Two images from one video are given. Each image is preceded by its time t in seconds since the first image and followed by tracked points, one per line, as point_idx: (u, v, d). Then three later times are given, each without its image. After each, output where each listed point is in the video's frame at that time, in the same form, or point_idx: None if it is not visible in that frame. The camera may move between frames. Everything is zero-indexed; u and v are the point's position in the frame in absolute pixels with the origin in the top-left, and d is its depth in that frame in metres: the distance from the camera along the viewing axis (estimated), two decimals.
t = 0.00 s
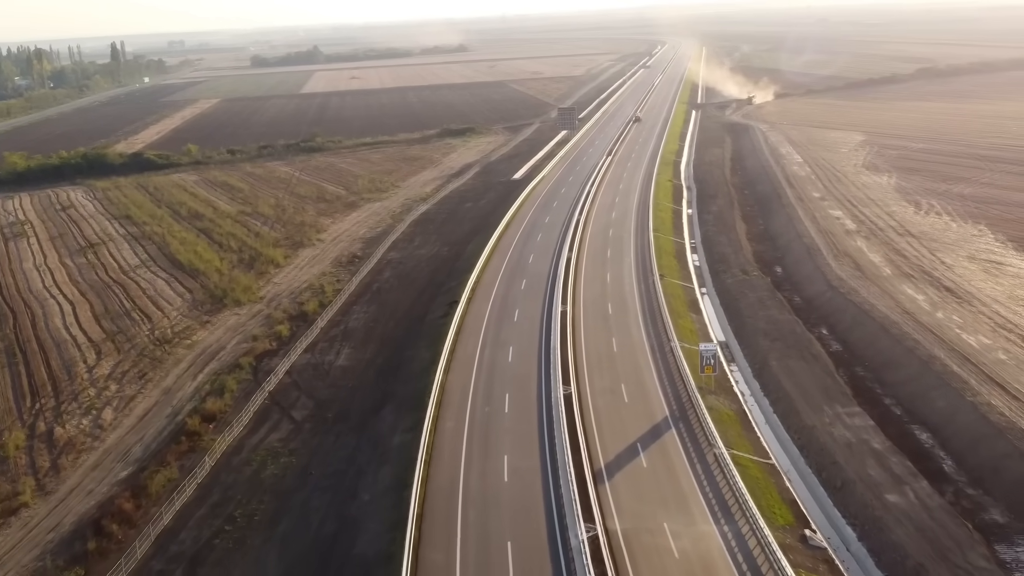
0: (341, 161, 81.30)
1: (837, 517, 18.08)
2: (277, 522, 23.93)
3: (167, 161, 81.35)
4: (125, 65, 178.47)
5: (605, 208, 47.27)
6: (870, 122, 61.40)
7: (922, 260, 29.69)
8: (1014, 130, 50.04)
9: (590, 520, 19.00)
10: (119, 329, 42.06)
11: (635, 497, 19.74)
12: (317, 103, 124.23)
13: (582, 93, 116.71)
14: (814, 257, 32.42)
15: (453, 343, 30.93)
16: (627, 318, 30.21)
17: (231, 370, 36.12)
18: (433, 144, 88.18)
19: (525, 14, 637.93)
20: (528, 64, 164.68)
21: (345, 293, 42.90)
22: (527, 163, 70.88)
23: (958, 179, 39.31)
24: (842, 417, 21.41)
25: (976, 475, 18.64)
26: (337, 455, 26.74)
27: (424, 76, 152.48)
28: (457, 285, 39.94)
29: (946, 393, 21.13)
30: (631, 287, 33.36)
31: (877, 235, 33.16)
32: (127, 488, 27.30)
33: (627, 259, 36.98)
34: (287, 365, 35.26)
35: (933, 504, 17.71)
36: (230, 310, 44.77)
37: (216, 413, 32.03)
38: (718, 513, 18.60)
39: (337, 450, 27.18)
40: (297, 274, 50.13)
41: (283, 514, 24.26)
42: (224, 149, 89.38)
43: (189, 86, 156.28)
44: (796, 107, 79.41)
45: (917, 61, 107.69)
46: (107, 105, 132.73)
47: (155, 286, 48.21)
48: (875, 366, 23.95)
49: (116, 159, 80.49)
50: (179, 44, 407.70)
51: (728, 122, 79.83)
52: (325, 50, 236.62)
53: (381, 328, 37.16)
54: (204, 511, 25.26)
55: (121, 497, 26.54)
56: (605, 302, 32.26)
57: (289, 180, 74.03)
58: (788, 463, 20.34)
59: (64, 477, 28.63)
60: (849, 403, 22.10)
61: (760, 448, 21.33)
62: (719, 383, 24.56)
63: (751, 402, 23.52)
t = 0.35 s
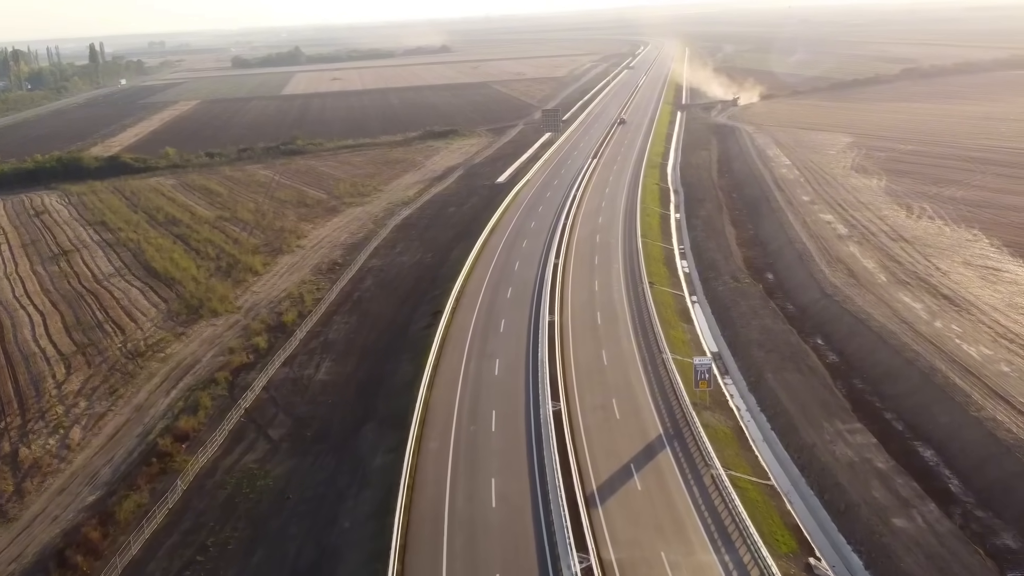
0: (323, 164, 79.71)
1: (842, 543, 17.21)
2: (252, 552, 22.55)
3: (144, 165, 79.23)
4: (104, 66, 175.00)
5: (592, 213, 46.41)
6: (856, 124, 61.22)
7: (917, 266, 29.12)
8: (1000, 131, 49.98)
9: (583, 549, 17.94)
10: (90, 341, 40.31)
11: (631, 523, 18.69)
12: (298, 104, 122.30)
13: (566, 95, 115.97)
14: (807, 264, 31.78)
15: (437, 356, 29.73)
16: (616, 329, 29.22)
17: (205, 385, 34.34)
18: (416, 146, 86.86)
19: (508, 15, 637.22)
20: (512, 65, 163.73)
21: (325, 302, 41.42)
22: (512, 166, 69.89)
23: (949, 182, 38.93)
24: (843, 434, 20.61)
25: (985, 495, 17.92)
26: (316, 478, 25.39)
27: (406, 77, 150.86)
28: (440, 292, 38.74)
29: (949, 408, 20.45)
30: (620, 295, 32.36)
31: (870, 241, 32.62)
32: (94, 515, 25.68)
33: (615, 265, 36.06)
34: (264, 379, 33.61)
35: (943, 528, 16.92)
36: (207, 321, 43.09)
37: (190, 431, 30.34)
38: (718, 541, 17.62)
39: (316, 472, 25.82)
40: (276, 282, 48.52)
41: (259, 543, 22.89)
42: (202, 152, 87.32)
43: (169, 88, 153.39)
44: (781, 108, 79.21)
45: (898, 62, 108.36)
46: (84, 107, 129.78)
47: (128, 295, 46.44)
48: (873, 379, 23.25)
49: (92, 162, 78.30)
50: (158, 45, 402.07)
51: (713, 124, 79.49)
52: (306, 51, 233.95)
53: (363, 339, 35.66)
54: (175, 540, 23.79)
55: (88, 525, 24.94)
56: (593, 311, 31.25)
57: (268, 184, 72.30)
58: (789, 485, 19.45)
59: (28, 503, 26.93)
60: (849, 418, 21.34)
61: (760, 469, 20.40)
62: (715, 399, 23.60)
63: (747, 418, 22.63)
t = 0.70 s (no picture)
0: (305, 168, 78.10)
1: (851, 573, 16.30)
2: None
3: (123, 169, 77.09)
4: (82, 68, 171.62)
5: (580, 218, 45.59)
6: (843, 125, 61.07)
7: (913, 273, 28.92)
8: (987, 132, 49.97)
9: None
10: (62, 355, 38.57)
11: (628, 552, 17.61)
12: (280, 106, 120.41)
13: (551, 96, 115.33)
14: (802, 272, 31.33)
15: (421, 368, 28.55)
16: (607, 340, 28.21)
17: (180, 402, 32.50)
18: (400, 149, 85.56)
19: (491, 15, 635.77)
20: (496, 66, 162.80)
21: (306, 312, 39.89)
22: (497, 169, 68.92)
23: (941, 185, 38.71)
24: (846, 452, 19.84)
25: (995, 517, 17.24)
26: (295, 502, 23.92)
27: (390, 78, 149.23)
28: (426, 300, 37.55)
29: (955, 424, 19.80)
30: (611, 305, 31.36)
31: (864, 247, 32.54)
32: (60, 545, 23.98)
33: (604, 273, 35.14)
34: (242, 394, 31.79)
35: (956, 555, 16.17)
36: (183, 333, 41.28)
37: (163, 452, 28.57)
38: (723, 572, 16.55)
39: (295, 495, 24.33)
40: (256, 291, 46.86)
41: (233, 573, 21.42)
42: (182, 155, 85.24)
43: (149, 90, 150.58)
44: (767, 110, 79.09)
45: (880, 63, 109.07)
46: (62, 109, 126.87)
47: (103, 306, 44.69)
48: (873, 393, 22.58)
49: (69, 166, 76.09)
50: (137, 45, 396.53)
51: (700, 126, 79.15)
52: (288, 52, 231.32)
53: (345, 351, 34.00)
54: (145, 570, 22.06)
55: (52, 557, 23.27)
56: (583, 322, 30.21)
57: (249, 188, 70.57)
58: (791, 508, 18.54)
59: None
60: (852, 435, 20.59)
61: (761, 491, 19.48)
62: (711, 414, 22.66)
63: (744, 435, 21.73)
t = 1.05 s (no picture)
0: (286, 171, 76.39)
1: None
2: None
3: (102, 172, 74.95)
4: (62, 69, 168.31)
5: (568, 223, 44.84)
6: (830, 127, 60.93)
7: (911, 280, 28.55)
8: (975, 134, 49.96)
9: None
10: (32, 369, 36.81)
11: None
12: (263, 108, 118.39)
13: (537, 97, 114.58)
14: (797, 279, 30.77)
15: (406, 384, 27.36)
16: (598, 353, 27.20)
17: (152, 419, 30.51)
18: (384, 152, 84.14)
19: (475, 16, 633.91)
20: (481, 67, 161.77)
21: (286, 323, 38.22)
22: (482, 173, 67.85)
23: (934, 189, 38.77)
24: (851, 473, 19.06)
25: (1009, 541, 16.52)
26: (274, 529, 22.25)
27: (374, 80, 147.59)
28: (411, 308, 36.33)
29: (964, 442, 19.10)
30: (602, 315, 30.36)
31: (858, 253, 32.23)
32: None
33: (594, 281, 34.23)
34: (219, 411, 29.74)
35: None
36: (159, 345, 39.35)
37: (135, 474, 26.48)
38: None
39: (273, 521, 22.65)
40: (235, 300, 45.09)
41: None
42: (162, 159, 83.15)
43: (130, 91, 147.77)
44: (753, 112, 78.96)
45: (863, 64, 109.68)
46: (39, 112, 124.06)
47: (77, 317, 42.94)
48: (876, 408, 21.90)
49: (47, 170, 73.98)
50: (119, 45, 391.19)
51: (688, 127, 78.76)
52: (271, 53, 228.42)
53: (328, 365, 32.31)
54: None
55: None
56: (573, 334, 29.18)
57: (230, 193, 68.83)
58: (795, 534, 17.65)
59: None
60: (856, 455, 19.80)
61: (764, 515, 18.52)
62: (709, 431, 21.73)
63: (744, 454, 20.81)
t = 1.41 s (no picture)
0: (272, 175, 74.88)
1: None
2: None
3: (83, 176, 73.14)
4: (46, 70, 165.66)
5: (561, 229, 43.99)
6: (823, 130, 60.64)
7: (914, 289, 28.05)
8: (968, 137, 49.84)
9: None
10: (5, 384, 35.10)
11: None
12: (249, 110, 116.66)
13: (526, 98, 113.86)
14: (797, 288, 30.06)
15: (394, 400, 26.12)
16: (595, 368, 26.11)
17: (128, 440, 28.81)
18: (371, 154, 82.84)
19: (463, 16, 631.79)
20: (469, 68, 160.69)
21: (270, 335, 36.74)
22: (472, 177, 66.85)
23: (931, 192, 38.95)
24: (863, 497, 18.20)
25: None
26: (254, 559, 20.95)
27: (361, 81, 146.16)
28: (399, 318, 35.08)
29: (979, 463, 18.33)
30: (597, 329, 29.30)
31: (859, 260, 31.89)
32: None
33: (589, 291, 33.26)
34: (198, 431, 28.24)
35: None
36: (138, 358, 37.65)
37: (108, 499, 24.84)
38: None
39: (253, 550, 21.32)
40: (218, 310, 43.45)
41: None
42: (145, 162, 81.36)
43: (114, 92, 145.34)
44: (744, 114, 78.59)
45: (851, 65, 110.02)
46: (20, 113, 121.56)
47: (53, 329, 41.23)
48: (884, 425, 21.08)
49: (27, 173, 72.12)
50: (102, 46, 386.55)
51: (680, 129, 78.37)
52: (256, 54, 225.78)
53: (312, 379, 30.99)
54: None
55: None
56: (568, 348, 28.09)
57: (214, 197, 67.19)
58: (806, 564, 16.69)
59: None
60: (867, 477, 18.95)
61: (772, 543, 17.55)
62: (712, 452, 20.77)
63: (748, 476, 19.84)
